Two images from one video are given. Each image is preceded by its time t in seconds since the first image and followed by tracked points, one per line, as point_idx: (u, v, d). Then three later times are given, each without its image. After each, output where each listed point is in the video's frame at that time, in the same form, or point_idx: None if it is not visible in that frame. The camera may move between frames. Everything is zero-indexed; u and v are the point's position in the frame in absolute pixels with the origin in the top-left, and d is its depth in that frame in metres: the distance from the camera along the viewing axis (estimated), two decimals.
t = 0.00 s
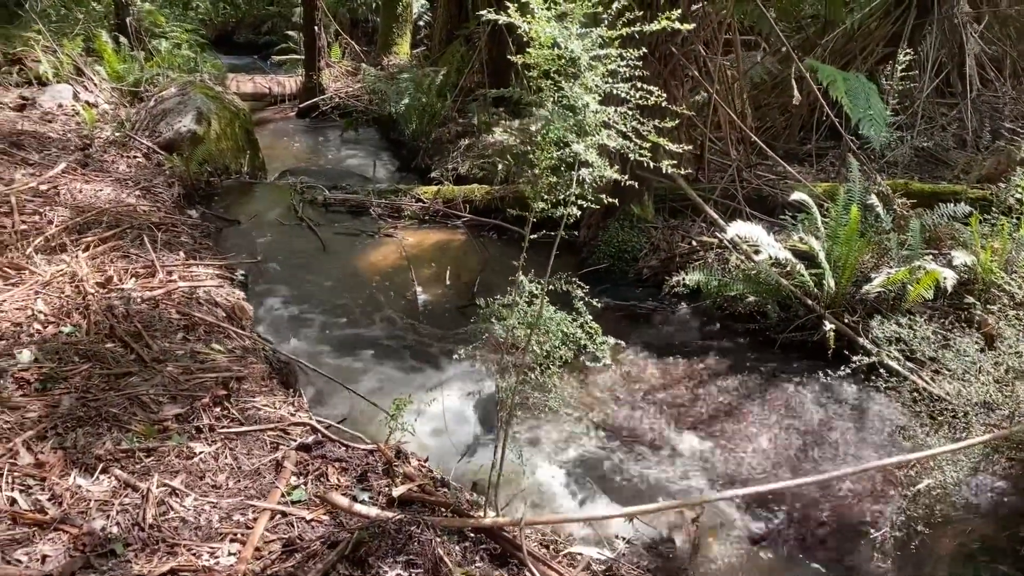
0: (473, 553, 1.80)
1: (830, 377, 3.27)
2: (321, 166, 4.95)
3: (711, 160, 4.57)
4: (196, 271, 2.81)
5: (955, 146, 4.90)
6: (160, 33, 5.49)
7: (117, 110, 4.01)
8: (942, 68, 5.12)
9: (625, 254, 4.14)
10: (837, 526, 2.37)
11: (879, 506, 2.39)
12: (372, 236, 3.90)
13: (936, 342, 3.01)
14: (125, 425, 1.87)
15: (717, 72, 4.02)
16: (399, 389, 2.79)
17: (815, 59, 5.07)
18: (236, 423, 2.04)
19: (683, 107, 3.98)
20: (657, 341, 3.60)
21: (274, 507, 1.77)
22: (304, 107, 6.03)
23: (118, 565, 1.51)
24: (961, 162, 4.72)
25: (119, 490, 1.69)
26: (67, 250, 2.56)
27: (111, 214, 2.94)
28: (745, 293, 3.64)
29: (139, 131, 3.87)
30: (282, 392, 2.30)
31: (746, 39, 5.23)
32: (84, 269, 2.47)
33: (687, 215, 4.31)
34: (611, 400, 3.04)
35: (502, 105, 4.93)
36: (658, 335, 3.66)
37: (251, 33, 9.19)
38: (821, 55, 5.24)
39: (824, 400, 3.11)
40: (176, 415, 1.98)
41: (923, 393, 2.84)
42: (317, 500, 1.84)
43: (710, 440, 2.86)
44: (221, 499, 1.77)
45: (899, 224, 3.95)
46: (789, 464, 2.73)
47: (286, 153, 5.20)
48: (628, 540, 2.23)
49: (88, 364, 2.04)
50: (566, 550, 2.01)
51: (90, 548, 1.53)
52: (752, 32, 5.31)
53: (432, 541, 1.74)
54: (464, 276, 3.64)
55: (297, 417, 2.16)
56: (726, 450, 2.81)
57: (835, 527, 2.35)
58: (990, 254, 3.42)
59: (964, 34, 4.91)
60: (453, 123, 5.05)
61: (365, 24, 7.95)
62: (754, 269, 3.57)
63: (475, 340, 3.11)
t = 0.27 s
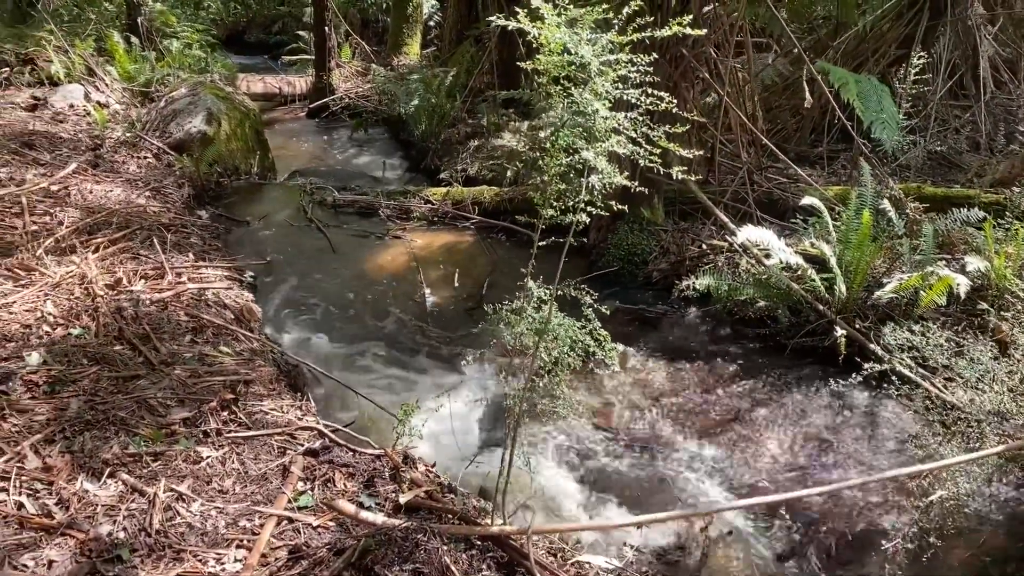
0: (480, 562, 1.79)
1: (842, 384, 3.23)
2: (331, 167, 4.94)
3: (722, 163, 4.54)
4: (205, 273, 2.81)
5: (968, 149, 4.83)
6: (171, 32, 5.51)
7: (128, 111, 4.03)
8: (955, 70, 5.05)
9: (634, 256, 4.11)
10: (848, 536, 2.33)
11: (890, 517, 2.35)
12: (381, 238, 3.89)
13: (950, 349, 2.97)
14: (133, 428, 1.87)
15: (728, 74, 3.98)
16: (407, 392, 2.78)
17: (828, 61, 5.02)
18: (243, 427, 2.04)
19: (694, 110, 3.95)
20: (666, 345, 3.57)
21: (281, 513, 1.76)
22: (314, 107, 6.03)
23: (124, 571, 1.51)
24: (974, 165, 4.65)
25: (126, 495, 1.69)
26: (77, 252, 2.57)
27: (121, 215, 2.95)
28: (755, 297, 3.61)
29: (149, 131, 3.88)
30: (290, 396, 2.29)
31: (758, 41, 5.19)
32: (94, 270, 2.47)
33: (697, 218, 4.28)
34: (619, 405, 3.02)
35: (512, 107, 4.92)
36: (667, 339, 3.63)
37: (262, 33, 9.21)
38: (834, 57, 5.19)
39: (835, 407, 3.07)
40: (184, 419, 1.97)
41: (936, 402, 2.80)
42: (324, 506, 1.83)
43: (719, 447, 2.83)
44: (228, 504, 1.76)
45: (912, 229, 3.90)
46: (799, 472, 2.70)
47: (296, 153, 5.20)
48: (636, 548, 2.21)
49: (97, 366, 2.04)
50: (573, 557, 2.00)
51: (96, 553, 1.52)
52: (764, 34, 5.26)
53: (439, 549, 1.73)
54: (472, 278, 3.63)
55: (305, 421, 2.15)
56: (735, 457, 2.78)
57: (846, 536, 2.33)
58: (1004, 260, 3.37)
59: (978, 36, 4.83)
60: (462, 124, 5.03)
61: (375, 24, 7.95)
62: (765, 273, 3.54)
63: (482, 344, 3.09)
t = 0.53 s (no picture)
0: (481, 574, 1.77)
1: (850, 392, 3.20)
2: (338, 169, 4.94)
3: (729, 166, 4.51)
4: (210, 277, 2.80)
5: (978, 153, 4.78)
6: (180, 34, 5.52)
7: (135, 112, 4.04)
8: (966, 74, 5.00)
9: (640, 261, 4.08)
10: (854, 548, 2.30)
11: (897, 530, 2.32)
12: (387, 241, 3.88)
13: (960, 360, 2.94)
14: (136, 435, 1.86)
15: (736, 78, 3.95)
16: (411, 397, 2.77)
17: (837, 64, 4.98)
18: (246, 435, 2.03)
19: (701, 114, 3.92)
20: (672, 351, 3.54)
21: (282, 522, 1.76)
22: (321, 109, 6.04)
23: None
24: (985, 169, 4.60)
25: (127, 503, 1.69)
26: (83, 255, 2.57)
27: (127, 218, 2.95)
28: (762, 303, 3.58)
29: (157, 133, 3.89)
30: (293, 402, 2.28)
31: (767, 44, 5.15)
32: (99, 274, 2.47)
33: (704, 222, 4.25)
34: (622, 411, 3.00)
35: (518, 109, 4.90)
36: (673, 345, 3.60)
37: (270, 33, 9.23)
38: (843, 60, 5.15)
39: (843, 416, 3.04)
40: (187, 425, 1.97)
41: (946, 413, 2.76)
42: (325, 515, 1.82)
43: (724, 456, 2.81)
44: (230, 513, 1.76)
45: (921, 234, 3.85)
46: (805, 482, 2.68)
47: (303, 154, 5.20)
48: (639, 558, 2.20)
49: (101, 372, 2.04)
50: (576, 568, 1.99)
51: (97, 562, 1.52)
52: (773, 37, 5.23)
53: (440, 560, 1.72)
54: (478, 282, 3.62)
55: (308, 428, 2.14)
56: (740, 466, 2.76)
57: (852, 548, 2.30)
58: (1014, 267, 3.32)
59: (989, 39, 4.77)
60: (469, 126, 5.03)
61: (383, 25, 7.95)
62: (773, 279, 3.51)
63: (486, 349, 3.08)
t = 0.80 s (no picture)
0: None
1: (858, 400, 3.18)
2: (344, 170, 4.94)
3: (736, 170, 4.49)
4: (216, 280, 2.80)
5: (986, 157, 4.74)
6: (187, 35, 5.53)
7: (142, 114, 4.04)
8: (975, 77, 4.95)
9: (646, 265, 4.07)
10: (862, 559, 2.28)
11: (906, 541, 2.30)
12: (393, 243, 3.87)
13: (969, 370, 2.92)
14: (141, 442, 1.86)
15: (744, 82, 3.92)
16: (417, 401, 2.76)
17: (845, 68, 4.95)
18: (252, 441, 2.02)
19: (708, 118, 3.91)
20: (678, 356, 3.53)
21: (287, 531, 1.75)
22: (328, 110, 6.04)
23: None
24: (993, 174, 4.57)
25: (133, 511, 1.68)
26: (89, 259, 2.57)
27: (134, 220, 2.95)
28: (769, 309, 3.55)
29: (164, 135, 3.89)
30: (298, 408, 2.27)
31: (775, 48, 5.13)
32: (106, 278, 2.47)
33: (711, 227, 4.23)
34: (628, 417, 2.98)
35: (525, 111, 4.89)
36: (680, 350, 3.59)
37: (277, 34, 9.24)
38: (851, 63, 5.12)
39: (851, 424, 3.02)
40: (192, 432, 1.96)
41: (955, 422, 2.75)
42: (331, 524, 1.81)
43: (730, 463, 2.80)
44: (235, 521, 1.75)
45: (929, 240, 3.83)
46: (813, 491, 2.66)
47: (309, 156, 5.20)
48: (645, 566, 2.20)
49: (107, 377, 2.03)
50: None
51: (102, 571, 1.51)
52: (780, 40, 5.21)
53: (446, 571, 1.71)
54: (484, 285, 3.61)
55: (314, 435, 2.13)
56: (747, 473, 2.74)
57: (861, 559, 2.27)
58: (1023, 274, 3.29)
59: (997, 42, 4.73)
60: (475, 128, 5.02)
61: (389, 26, 7.96)
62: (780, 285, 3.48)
63: (492, 354, 3.07)
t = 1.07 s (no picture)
0: None
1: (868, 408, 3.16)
2: (352, 173, 4.93)
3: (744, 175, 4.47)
4: (225, 284, 2.79)
5: (997, 162, 4.71)
6: (195, 36, 5.53)
7: (150, 116, 4.04)
8: (985, 81, 4.86)
9: (654, 270, 4.05)
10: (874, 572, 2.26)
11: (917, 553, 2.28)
12: (400, 247, 3.86)
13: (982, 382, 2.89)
14: (151, 450, 1.85)
15: (753, 87, 3.89)
16: (425, 407, 2.75)
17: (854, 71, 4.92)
18: (261, 449, 2.01)
19: (717, 122, 3.89)
20: (686, 363, 3.51)
21: (296, 541, 1.74)
22: (335, 111, 6.03)
23: None
24: (1003, 179, 4.53)
25: (142, 520, 1.67)
26: (98, 263, 2.57)
27: (142, 224, 2.95)
28: (778, 315, 3.53)
29: (172, 137, 3.89)
30: (307, 415, 2.26)
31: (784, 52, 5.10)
32: (115, 283, 2.47)
33: (719, 231, 4.21)
34: (636, 424, 2.97)
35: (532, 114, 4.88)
36: (688, 357, 3.57)
37: (284, 34, 9.24)
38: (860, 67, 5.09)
39: (861, 433, 3.00)
40: (201, 439, 1.95)
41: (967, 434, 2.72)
42: (340, 534, 1.80)
43: (739, 471, 2.78)
44: (244, 530, 1.74)
45: (939, 246, 3.80)
46: (823, 501, 2.64)
47: (317, 157, 5.20)
48: None
49: (116, 383, 2.03)
50: None
51: None
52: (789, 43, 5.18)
53: None
54: (491, 289, 3.60)
55: (322, 442, 2.13)
56: (756, 482, 2.73)
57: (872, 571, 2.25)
58: None
59: (1009, 46, 4.59)
60: (483, 130, 5.01)
61: (397, 27, 7.95)
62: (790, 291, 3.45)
63: (499, 359, 3.05)
